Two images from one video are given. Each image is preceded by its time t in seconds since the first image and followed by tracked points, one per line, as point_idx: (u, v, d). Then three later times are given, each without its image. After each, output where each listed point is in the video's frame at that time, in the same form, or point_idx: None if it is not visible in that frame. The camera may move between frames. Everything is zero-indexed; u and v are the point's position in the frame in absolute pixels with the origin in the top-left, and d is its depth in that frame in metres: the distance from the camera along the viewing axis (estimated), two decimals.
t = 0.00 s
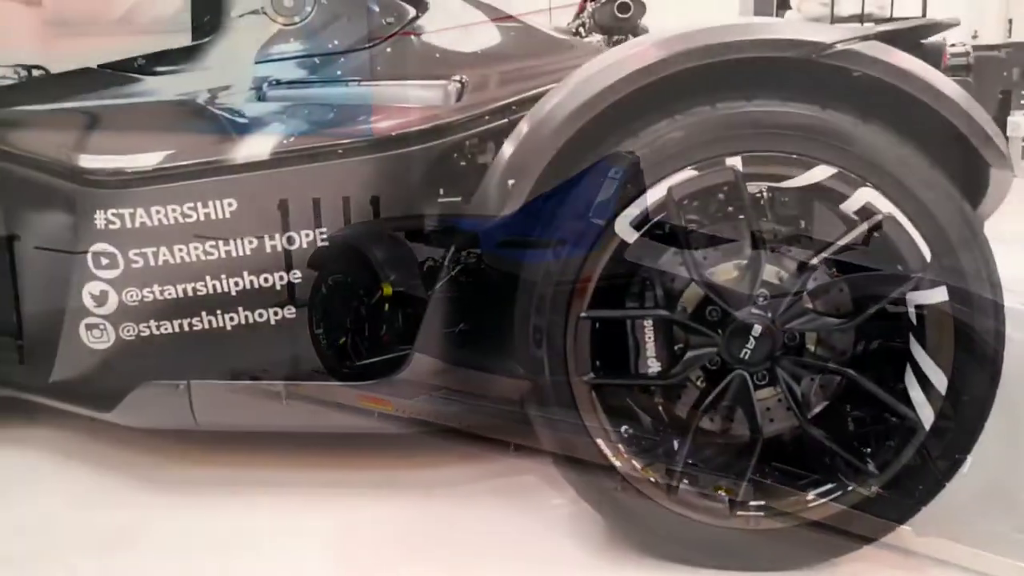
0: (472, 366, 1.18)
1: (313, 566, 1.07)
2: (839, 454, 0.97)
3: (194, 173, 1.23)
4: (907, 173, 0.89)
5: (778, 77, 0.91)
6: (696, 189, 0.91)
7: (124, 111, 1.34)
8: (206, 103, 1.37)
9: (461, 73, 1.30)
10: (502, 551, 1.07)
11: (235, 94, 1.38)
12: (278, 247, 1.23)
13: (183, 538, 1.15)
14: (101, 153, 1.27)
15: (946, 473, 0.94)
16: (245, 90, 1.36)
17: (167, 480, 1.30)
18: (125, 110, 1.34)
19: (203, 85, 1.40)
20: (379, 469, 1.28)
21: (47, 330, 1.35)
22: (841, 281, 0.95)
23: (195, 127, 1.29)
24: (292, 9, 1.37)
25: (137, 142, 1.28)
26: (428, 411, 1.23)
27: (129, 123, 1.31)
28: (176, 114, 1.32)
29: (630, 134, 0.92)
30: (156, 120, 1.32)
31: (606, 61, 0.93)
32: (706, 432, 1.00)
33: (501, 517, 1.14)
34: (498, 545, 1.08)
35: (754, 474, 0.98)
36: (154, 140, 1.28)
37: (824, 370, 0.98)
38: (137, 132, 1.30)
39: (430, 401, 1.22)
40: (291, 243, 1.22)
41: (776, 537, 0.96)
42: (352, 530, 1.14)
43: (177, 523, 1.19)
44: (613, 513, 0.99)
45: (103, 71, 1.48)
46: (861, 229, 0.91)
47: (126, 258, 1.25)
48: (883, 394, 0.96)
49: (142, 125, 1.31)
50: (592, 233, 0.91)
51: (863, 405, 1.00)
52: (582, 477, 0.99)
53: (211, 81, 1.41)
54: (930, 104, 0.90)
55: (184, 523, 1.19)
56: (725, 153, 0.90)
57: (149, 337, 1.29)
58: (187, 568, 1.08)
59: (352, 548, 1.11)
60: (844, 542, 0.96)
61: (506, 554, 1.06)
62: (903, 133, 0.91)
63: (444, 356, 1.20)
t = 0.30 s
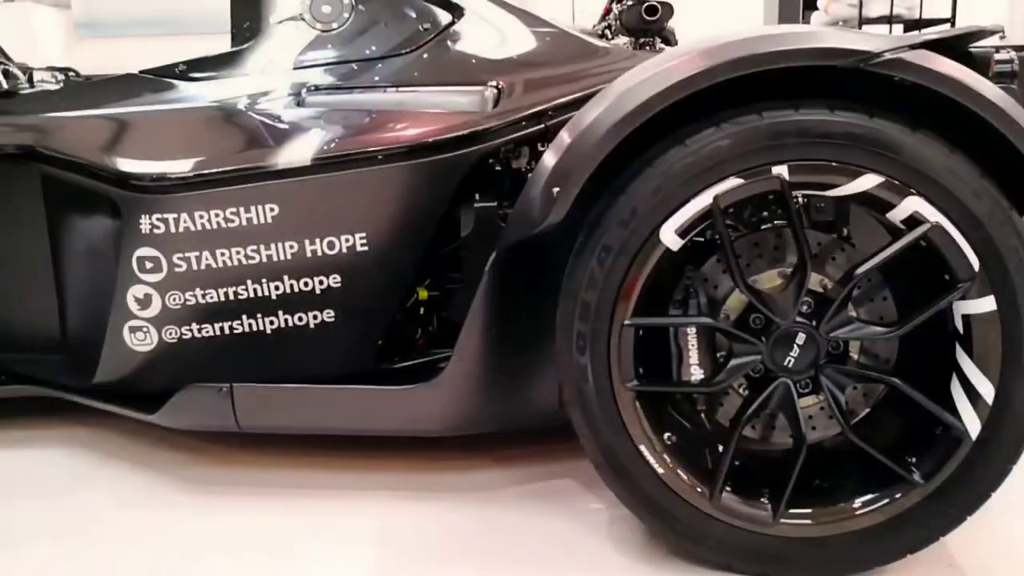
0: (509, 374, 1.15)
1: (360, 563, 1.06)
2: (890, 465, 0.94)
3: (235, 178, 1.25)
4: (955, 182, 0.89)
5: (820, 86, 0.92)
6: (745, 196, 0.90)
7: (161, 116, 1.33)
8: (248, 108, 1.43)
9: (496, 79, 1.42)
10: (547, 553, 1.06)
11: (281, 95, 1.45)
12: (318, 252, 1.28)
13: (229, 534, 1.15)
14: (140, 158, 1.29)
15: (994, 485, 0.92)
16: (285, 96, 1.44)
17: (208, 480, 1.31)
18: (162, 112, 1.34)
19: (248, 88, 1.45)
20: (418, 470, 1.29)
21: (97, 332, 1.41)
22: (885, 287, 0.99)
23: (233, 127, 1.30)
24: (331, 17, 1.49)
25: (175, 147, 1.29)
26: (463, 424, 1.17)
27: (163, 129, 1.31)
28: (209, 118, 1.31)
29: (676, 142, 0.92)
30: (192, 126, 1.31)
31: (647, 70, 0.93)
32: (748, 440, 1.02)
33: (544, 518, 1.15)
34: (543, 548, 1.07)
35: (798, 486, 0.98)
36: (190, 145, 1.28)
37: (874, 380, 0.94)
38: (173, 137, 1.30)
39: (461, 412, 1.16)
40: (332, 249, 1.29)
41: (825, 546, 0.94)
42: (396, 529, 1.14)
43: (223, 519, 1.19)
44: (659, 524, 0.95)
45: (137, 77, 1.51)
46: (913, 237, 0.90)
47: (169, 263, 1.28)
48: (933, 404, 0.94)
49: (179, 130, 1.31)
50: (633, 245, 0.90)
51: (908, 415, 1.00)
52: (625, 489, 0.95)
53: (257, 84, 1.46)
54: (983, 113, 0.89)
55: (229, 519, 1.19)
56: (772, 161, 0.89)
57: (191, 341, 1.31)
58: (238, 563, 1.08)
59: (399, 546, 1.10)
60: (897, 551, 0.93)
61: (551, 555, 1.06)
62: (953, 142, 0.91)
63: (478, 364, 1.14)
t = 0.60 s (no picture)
0: (553, 381, 1.16)
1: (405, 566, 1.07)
2: (942, 478, 0.93)
3: (282, 184, 1.27)
4: (1010, 193, 0.88)
5: (870, 97, 0.92)
6: (796, 206, 0.90)
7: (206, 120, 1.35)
8: (291, 113, 1.45)
9: (538, 85, 1.43)
10: (592, 558, 1.07)
11: (325, 101, 1.46)
12: (362, 257, 1.30)
13: (274, 535, 1.17)
14: (187, 163, 1.30)
15: None
16: (328, 102, 1.46)
17: (252, 481, 1.32)
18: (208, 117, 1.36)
19: (293, 94, 1.47)
20: (460, 474, 1.30)
21: (143, 334, 1.44)
22: (935, 296, 0.98)
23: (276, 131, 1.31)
24: (374, 23, 1.51)
25: (221, 152, 1.30)
26: (506, 429, 1.18)
27: (208, 133, 1.33)
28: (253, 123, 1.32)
29: (726, 152, 0.92)
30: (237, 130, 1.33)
31: (697, 81, 0.94)
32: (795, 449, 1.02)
33: (587, 523, 1.15)
34: (587, 553, 1.08)
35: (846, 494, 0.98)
36: (236, 150, 1.30)
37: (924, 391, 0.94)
38: (219, 142, 1.31)
39: (506, 417, 1.17)
40: (376, 254, 1.31)
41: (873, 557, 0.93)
42: (440, 532, 1.15)
43: (268, 520, 1.21)
44: (705, 534, 0.96)
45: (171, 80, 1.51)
46: (965, 249, 0.90)
47: (218, 268, 1.29)
48: (986, 416, 0.93)
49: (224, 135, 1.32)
50: (682, 255, 0.90)
51: (959, 427, 0.99)
52: (672, 498, 0.95)
53: (302, 90, 1.48)
54: None
55: (274, 520, 1.21)
56: (823, 171, 0.89)
57: (237, 344, 1.33)
58: (285, 564, 1.10)
59: (443, 549, 1.11)
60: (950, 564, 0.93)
61: (597, 560, 1.06)
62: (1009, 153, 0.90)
63: (522, 371, 1.15)
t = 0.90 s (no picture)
0: (596, 401, 1.16)
1: None
2: (993, 507, 0.93)
3: (328, 202, 1.29)
4: None
5: (924, 123, 0.92)
6: (848, 233, 0.90)
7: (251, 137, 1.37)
8: (335, 129, 1.46)
9: (580, 101, 1.44)
10: None
11: (369, 117, 1.48)
12: (406, 273, 1.32)
13: (319, 547, 1.19)
14: (233, 178, 1.32)
15: None
16: (372, 118, 1.48)
17: (296, 492, 1.34)
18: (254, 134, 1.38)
19: (336, 110, 1.49)
20: (502, 489, 1.31)
21: (189, 346, 1.46)
22: (989, 323, 0.98)
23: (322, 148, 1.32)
24: (418, 38, 1.52)
25: (265, 167, 1.32)
26: (549, 447, 1.19)
27: (253, 150, 1.34)
28: (298, 139, 1.34)
29: (778, 178, 0.92)
30: (282, 147, 1.34)
31: (749, 105, 0.95)
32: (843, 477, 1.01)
33: (630, 542, 1.15)
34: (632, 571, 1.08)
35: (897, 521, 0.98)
36: (281, 166, 1.31)
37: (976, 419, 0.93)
38: (264, 158, 1.33)
39: (549, 435, 1.18)
40: (420, 270, 1.32)
41: None
42: (484, 547, 1.16)
43: (313, 533, 1.23)
44: (752, 559, 0.96)
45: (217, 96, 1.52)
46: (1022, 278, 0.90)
47: (265, 283, 1.31)
48: None
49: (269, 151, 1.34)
50: (733, 280, 0.90)
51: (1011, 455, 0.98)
52: (721, 523, 0.95)
53: (344, 106, 1.50)
54: None
55: (319, 532, 1.22)
56: (878, 199, 0.89)
57: (282, 358, 1.35)
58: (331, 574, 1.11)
59: (487, 564, 1.12)
60: None
61: None
62: None
63: (566, 390, 1.15)
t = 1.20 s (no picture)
0: (639, 435, 1.16)
1: None
2: None
3: (371, 231, 1.29)
4: None
5: (970, 165, 0.96)
6: (901, 275, 0.93)
7: (293, 163, 1.38)
8: (374, 155, 1.47)
9: (619, 126, 1.45)
10: None
11: (408, 142, 1.49)
12: (445, 300, 1.33)
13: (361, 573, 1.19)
14: (274, 203, 1.33)
15: None
16: (411, 143, 1.49)
17: (336, 518, 1.35)
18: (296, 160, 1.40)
19: (376, 134, 1.50)
20: (541, 518, 1.31)
21: (230, 368, 1.47)
22: None
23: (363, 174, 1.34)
24: (457, 62, 1.54)
25: (306, 194, 1.33)
26: (588, 479, 1.19)
27: (294, 176, 1.36)
28: (336, 165, 1.35)
29: (828, 220, 0.96)
30: (321, 174, 1.36)
31: (795, 146, 0.98)
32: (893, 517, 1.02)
33: None
34: None
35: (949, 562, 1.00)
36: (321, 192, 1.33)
37: None
38: (305, 185, 1.34)
39: (590, 467, 1.18)
40: (459, 297, 1.33)
41: None
42: None
43: (354, 559, 1.23)
44: None
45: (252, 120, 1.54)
46: None
47: (306, 310, 1.32)
48: None
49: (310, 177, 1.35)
50: (783, 321, 0.94)
51: None
52: (768, 564, 0.97)
53: (384, 131, 1.50)
54: None
55: (361, 558, 1.23)
56: (931, 242, 0.92)
57: (322, 385, 1.36)
58: None
59: None
60: None
61: None
62: None
63: (608, 424, 1.15)
